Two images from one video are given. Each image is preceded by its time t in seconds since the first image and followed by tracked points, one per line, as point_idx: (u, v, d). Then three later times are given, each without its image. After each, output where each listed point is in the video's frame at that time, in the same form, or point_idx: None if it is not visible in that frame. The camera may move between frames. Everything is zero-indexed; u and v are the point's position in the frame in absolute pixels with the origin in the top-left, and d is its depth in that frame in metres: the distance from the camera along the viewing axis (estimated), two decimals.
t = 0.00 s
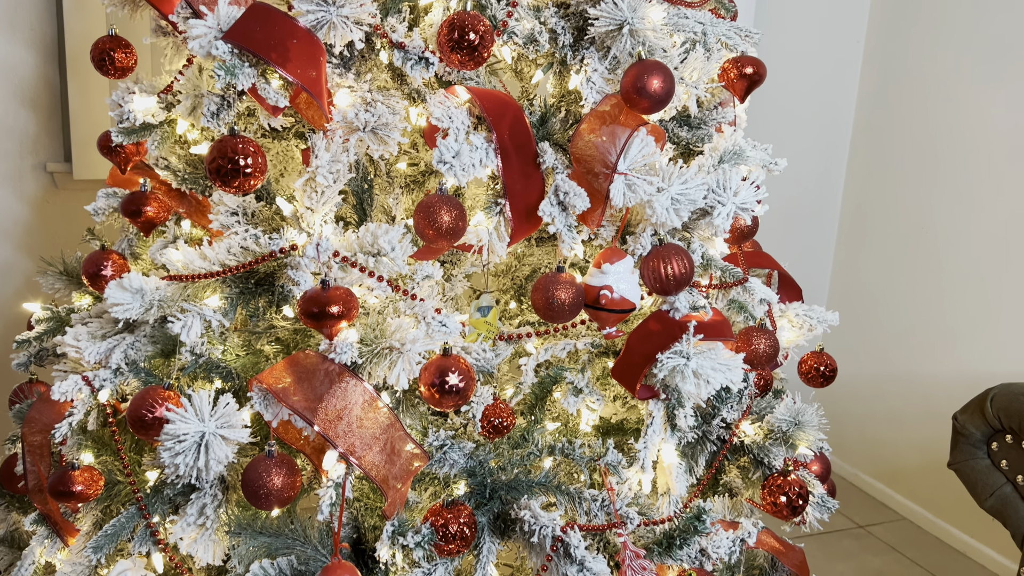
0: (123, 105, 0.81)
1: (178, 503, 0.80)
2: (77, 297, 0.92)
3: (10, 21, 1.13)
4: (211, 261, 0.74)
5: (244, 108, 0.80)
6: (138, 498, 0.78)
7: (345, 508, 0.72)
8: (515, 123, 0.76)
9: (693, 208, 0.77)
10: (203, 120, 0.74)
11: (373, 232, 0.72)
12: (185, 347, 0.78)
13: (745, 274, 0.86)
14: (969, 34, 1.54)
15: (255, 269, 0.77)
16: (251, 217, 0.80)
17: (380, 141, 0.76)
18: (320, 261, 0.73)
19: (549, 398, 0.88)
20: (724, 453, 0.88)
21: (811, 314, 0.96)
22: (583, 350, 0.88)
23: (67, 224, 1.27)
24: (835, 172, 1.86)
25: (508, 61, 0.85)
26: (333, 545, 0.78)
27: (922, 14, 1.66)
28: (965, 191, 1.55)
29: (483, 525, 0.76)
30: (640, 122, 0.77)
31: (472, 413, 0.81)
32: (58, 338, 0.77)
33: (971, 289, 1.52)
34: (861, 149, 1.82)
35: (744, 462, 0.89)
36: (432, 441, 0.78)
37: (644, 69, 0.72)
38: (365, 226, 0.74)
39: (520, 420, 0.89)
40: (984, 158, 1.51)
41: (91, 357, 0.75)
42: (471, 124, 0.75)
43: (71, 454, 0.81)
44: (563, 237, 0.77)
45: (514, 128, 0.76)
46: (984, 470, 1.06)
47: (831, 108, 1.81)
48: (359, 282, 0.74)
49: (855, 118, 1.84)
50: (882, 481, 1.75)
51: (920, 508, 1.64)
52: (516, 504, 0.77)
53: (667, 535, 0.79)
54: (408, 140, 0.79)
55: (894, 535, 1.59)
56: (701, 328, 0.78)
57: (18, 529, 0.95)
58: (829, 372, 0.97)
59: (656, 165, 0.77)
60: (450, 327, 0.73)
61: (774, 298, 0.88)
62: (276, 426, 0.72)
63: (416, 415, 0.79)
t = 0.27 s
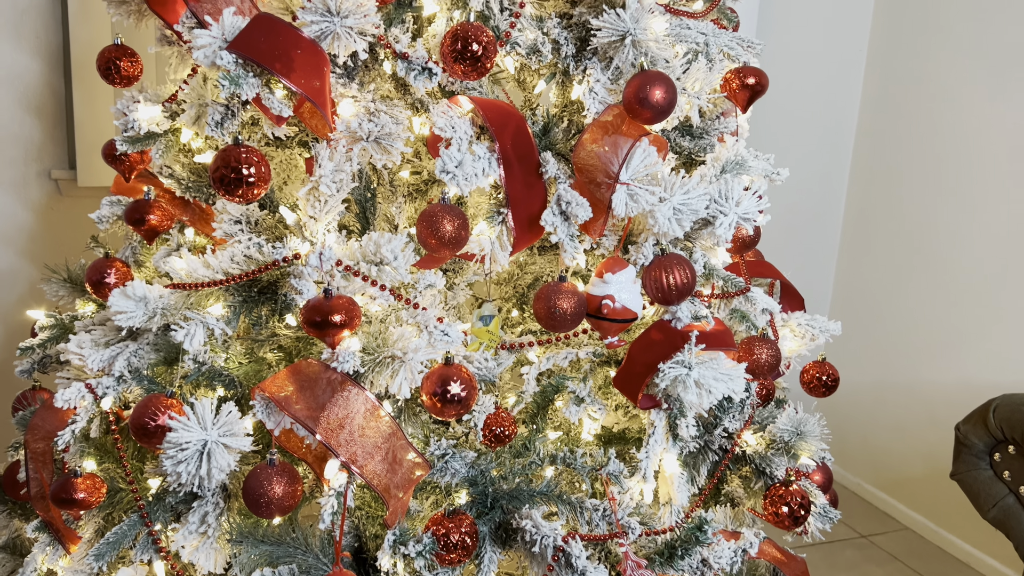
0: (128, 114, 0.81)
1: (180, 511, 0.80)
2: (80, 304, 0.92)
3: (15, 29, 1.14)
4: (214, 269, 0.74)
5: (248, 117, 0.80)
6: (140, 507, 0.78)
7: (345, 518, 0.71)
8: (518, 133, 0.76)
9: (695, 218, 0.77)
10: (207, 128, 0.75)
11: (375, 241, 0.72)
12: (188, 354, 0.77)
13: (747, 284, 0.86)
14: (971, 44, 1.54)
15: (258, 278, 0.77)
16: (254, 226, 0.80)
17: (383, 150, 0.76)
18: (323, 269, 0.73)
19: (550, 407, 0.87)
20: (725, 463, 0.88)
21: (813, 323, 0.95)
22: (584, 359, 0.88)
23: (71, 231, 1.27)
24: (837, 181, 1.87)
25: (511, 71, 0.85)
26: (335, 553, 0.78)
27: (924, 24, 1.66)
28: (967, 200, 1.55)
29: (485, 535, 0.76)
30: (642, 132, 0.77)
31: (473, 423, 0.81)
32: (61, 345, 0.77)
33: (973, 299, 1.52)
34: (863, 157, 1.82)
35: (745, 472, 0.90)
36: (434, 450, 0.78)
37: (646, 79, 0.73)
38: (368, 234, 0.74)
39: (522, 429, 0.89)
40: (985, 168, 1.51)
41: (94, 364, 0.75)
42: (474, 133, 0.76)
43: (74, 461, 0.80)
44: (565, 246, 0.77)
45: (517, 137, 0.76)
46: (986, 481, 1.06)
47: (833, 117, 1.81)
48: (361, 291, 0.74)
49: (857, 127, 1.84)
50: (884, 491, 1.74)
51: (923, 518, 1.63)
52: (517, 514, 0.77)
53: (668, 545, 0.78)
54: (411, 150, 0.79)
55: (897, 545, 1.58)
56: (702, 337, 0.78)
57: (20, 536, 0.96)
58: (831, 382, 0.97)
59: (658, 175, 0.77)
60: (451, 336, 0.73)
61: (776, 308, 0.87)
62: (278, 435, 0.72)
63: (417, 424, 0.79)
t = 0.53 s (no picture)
0: (134, 123, 0.81)
1: (182, 520, 0.80)
2: (86, 312, 0.93)
3: (23, 38, 1.15)
4: (219, 278, 0.75)
5: (254, 127, 0.81)
6: (143, 515, 0.78)
7: (347, 528, 0.70)
8: (522, 145, 0.77)
9: (699, 230, 0.77)
10: (213, 139, 0.75)
11: (380, 251, 0.73)
12: (192, 363, 0.78)
13: (751, 295, 0.86)
14: (978, 54, 1.53)
15: (263, 287, 0.78)
16: (259, 235, 0.81)
17: (388, 161, 0.76)
18: (327, 279, 0.73)
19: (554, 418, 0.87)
20: (728, 474, 0.87)
21: (817, 335, 0.95)
22: (587, 370, 0.88)
23: (76, 238, 1.28)
24: (841, 190, 1.85)
25: (516, 82, 0.86)
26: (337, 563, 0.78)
27: (929, 32, 1.65)
28: (974, 212, 1.53)
29: (487, 545, 0.76)
30: (647, 144, 0.77)
31: (476, 432, 0.81)
32: (66, 353, 0.77)
33: (981, 311, 1.50)
34: (868, 166, 1.81)
35: (748, 483, 0.90)
36: (437, 461, 0.79)
37: (650, 91, 0.73)
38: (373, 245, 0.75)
39: (525, 439, 0.89)
40: (993, 180, 1.49)
41: (99, 372, 0.75)
42: (478, 144, 0.76)
43: (77, 468, 0.81)
44: (569, 258, 0.77)
45: (521, 148, 0.77)
46: (990, 493, 1.06)
47: (837, 126, 1.81)
48: (365, 301, 0.74)
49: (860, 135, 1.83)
50: (888, 502, 1.73)
51: (927, 530, 1.62)
52: (520, 524, 0.77)
53: (671, 556, 0.79)
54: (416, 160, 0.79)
55: (901, 557, 1.57)
56: (706, 349, 0.78)
57: (22, 543, 0.97)
58: (835, 394, 0.97)
59: (662, 187, 0.77)
60: (455, 346, 0.73)
61: (779, 319, 0.87)
62: (281, 444, 0.72)
63: (420, 434, 0.79)
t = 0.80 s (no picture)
0: (141, 130, 0.81)
1: (185, 527, 0.80)
2: (90, 318, 0.93)
3: (30, 45, 1.16)
4: (225, 286, 0.75)
5: (261, 135, 0.81)
6: (146, 523, 0.78)
7: (350, 538, 0.70)
8: (527, 154, 0.77)
9: (703, 240, 0.77)
10: (220, 146, 0.75)
11: (385, 259, 0.73)
12: (196, 370, 0.78)
13: (756, 306, 0.86)
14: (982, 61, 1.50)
15: (268, 295, 0.78)
16: (265, 242, 0.81)
17: (394, 169, 0.76)
18: (332, 288, 0.73)
19: (557, 427, 0.87)
20: (732, 485, 0.87)
21: (821, 345, 0.95)
22: (591, 379, 0.88)
23: (82, 243, 1.28)
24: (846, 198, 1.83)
25: (521, 92, 0.86)
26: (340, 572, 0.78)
27: (933, 39, 1.62)
28: (976, 221, 1.50)
29: (490, 555, 0.76)
30: (652, 154, 0.78)
31: (480, 442, 0.82)
32: (70, 359, 0.78)
33: (983, 323, 1.47)
34: (872, 175, 1.79)
35: (752, 493, 0.89)
36: (440, 470, 0.79)
37: (656, 102, 0.73)
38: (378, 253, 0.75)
39: (528, 448, 0.89)
40: (994, 189, 1.46)
41: (103, 379, 0.76)
42: (483, 154, 0.76)
43: (81, 475, 0.81)
44: (574, 267, 0.77)
45: (527, 158, 0.77)
46: (995, 506, 1.05)
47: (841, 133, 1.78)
48: (370, 309, 0.74)
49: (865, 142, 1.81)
50: (893, 513, 1.71)
51: (932, 542, 1.59)
52: (523, 535, 0.77)
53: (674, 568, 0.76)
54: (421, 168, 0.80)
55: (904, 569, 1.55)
56: (711, 359, 0.78)
57: (25, 549, 0.94)
58: (840, 405, 0.97)
59: (667, 197, 0.77)
60: (459, 355, 0.73)
61: (784, 330, 0.88)
62: (285, 452, 0.72)
63: (424, 443, 0.78)
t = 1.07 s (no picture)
0: (147, 140, 0.82)
1: (186, 537, 0.80)
2: (94, 326, 0.93)
3: (37, 53, 1.17)
4: (228, 296, 0.75)
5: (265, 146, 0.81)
6: (147, 532, 0.77)
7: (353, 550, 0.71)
8: (531, 167, 0.77)
9: (707, 254, 0.77)
10: (226, 157, 0.76)
11: (388, 271, 0.72)
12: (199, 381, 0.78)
13: (759, 320, 0.86)
14: (994, 65, 1.45)
15: (271, 306, 0.78)
16: (269, 252, 0.81)
17: (399, 182, 0.76)
18: (336, 299, 0.73)
19: (559, 439, 0.87)
20: (735, 499, 0.87)
21: (824, 359, 0.95)
22: (594, 393, 0.88)
23: (85, 252, 1.28)
24: (850, 205, 1.77)
25: (526, 106, 0.87)
26: None
27: (944, 43, 1.57)
28: (987, 229, 1.45)
29: (491, 569, 0.76)
30: (656, 168, 0.78)
31: (483, 454, 0.81)
32: (74, 368, 0.78)
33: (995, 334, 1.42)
34: (877, 180, 1.72)
35: (754, 508, 0.89)
36: (442, 483, 0.78)
37: (660, 117, 0.73)
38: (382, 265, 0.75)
39: (530, 461, 0.89)
40: (1007, 196, 1.41)
41: (107, 388, 0.76)
42: (488, 166, 0.76)
43: (83, 484, 0.82)
44: (577, 280, 0.77)
45: (531, 171, 0.77)
46: (998, 523, 1.04)
47: (847, 138, 1.72)
48: (373, 321, 0.74)
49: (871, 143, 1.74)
50: (895, 526, 1.66)
51: (936, 558, 1.54)
52: (525, 548, 0.77)
53: None
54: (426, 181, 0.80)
55: None
56: (714, 374, 0.78)
57: (26, 557, 0.93)
58: (842, 419, 0.97)
59: (670, 211, 0.77)
60: (462, 367, 0.73)
61: (787, 344, 0.88)
62: (287, 464, 0.72)
63: (426, 455, 0.78)
